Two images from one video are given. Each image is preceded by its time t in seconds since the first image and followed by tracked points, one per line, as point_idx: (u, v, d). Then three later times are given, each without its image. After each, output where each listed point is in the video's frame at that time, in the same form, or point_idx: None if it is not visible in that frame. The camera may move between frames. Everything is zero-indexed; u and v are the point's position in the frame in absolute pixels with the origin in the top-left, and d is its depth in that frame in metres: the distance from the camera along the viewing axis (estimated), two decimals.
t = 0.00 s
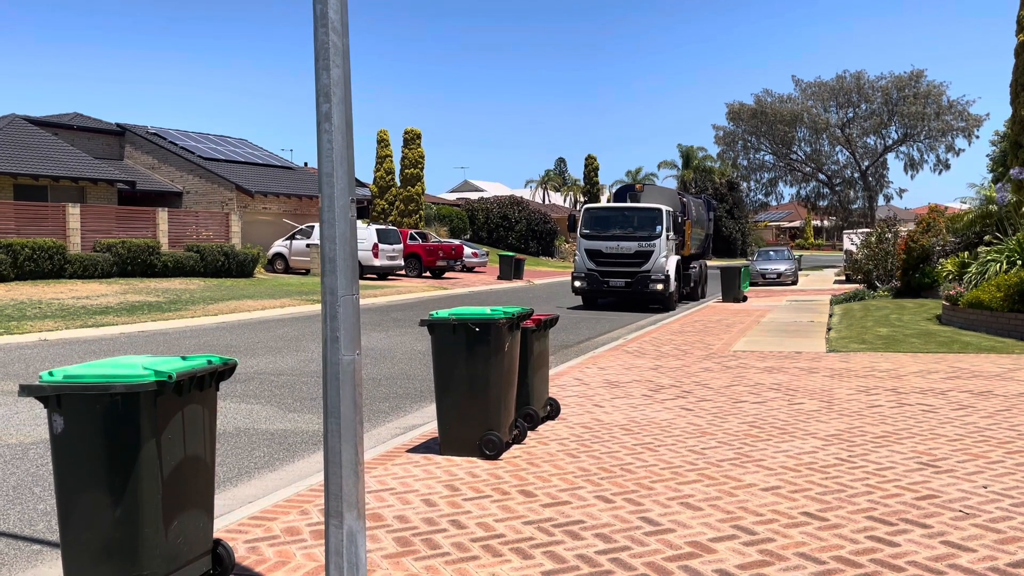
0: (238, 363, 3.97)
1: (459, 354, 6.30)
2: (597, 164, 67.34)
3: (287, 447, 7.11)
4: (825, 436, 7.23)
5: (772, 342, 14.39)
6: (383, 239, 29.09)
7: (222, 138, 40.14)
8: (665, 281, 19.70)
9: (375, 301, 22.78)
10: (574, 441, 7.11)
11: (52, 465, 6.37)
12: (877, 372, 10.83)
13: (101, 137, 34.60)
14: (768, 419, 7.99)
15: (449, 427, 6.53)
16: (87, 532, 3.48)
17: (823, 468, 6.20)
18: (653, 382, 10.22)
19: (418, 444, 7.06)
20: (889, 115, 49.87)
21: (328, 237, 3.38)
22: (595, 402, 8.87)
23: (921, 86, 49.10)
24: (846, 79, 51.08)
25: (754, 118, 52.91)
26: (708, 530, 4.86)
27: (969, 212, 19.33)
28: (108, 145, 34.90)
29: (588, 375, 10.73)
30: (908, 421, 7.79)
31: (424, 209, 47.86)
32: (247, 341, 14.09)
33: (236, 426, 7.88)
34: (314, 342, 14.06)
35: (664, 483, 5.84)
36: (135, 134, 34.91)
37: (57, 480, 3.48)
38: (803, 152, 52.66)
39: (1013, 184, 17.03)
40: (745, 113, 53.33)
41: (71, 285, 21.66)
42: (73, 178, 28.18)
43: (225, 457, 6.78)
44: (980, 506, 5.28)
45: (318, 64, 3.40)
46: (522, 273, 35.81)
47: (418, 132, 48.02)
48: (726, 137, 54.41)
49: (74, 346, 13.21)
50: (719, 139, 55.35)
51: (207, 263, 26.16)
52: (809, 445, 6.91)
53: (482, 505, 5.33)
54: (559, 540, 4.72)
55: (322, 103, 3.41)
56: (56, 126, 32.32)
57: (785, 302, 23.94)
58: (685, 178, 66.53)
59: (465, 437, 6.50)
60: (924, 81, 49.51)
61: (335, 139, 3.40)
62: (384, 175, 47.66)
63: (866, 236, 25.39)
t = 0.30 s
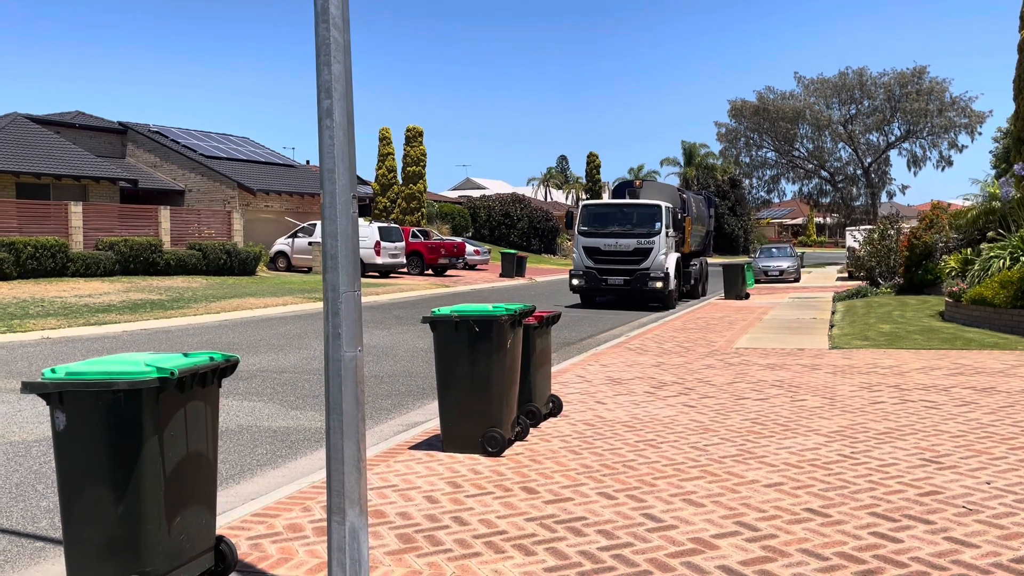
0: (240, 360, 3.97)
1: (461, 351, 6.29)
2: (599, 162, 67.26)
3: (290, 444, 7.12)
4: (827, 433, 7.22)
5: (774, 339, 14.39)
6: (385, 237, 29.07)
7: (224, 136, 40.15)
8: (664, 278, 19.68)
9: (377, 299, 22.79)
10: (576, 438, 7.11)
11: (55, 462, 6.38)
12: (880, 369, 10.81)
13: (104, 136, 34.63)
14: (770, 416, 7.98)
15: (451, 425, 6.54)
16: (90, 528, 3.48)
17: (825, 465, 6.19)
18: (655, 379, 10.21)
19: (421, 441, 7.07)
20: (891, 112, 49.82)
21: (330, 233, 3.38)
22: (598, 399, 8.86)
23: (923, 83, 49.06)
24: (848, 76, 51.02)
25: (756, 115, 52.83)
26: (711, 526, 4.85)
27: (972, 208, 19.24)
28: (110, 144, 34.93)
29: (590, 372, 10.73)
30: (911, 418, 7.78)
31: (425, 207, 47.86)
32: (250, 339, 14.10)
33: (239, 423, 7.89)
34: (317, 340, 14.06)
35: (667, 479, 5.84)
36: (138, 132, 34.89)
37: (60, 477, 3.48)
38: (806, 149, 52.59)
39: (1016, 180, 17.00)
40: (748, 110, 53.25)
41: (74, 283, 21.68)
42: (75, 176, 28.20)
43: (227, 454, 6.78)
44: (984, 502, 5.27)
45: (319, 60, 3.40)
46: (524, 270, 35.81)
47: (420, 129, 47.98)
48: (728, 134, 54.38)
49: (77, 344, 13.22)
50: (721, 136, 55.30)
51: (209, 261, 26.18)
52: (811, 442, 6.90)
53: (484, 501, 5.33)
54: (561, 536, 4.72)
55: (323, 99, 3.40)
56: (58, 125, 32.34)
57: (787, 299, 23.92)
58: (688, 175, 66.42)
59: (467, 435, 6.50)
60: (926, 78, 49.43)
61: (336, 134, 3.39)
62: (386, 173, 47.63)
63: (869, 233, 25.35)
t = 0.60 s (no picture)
0: (243, 357, 3.98)
1: (464, 348, 6.30)
2: (602, 158, 67.24)
3: (293, 441, 7.13)
4: (830, 430, 7.21)
5: (777, 335, 14.37)
6: (388, 234, 29.09)
7: (227, 134, 40.17)
8: (663, 276, 19.67)
9: (380, 296, 22.81)
10: (579, 435, 7.11)
11: (60, 460, 6.40)
12: (883, 366, 10.81)
13: (107, 134, 34.68)
14: (773, 413, 7.98)
15: (454, 422, 6.54)
16: (93, 523, 3.50)
17: (828, 461, 6.19)
18: (658, 376, 10.21)
19: (424, 438, 7.08)
20: (895, 108, 49.74)
21: (332, 231, 3.38)
22: (600, 396, 8.87)
23: (927, 79, 48.99)
24: (852, 71, 50.92)
25: (759, 111, 52.75)
26: (713, 523, 4.86)
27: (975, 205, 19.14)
28: (113, 141, 34.96)
29: (593, 369, 10.73)
30: (914, 414, 7.78)
31: (428, 204, 47.82)
32: (254, 336, 14.13)
33: (243, 420, 7.91)
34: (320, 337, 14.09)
35: (669, 476, 5.84)
36: (141, 130, 34.91)
37: (63, 474, 3.49)
38: (809, 146, 52.48)
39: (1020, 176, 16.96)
40: (751, 106, 53.16)
41: (78, 281, 21.72)
42: (79, 174, 28.22)
43: (231, 451, 6.80)
44: (987, 499, 5.27)
45: (321, 58, 3.40)
46: (527, 267, 35.82)
47: (423, 126, 47.97)
48: (731, 130, 54.26)
49: (81, 341, 13.24)
50: (724, 133, 55.20)
51: (213, 259, 26.23)
52: (814, 438, 6.90)
53: (487, 498, 5.34)
54: (564, 533, 4.72)
55: (325, 96, 3.41)
56: (61, 123, 32.39)
57: (790, 296, 23.90)
58: (691, 172, 66.33)
59: (469, 431, 6.51)
60: (930, 73, 49.35)
61: (338, 132, 3.39)
62: (388, 170, 47.63)
63: (872, 229, 25.32)
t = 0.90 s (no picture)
0: (248, 356, 3.98)
1: (468, 346, 6.30)
2: (607, 156, 67.18)
3: (299, 440, 7.14)
4: (836, 427, 7.20)
5: (783, 333, 14.34)
6: (393, 232, 29.11)
7: (232, 132, 40.22)
8: (662, 275, 19.61)
9: (385, 294, 22.83)
10: (583, 433, 7.11)
11: (66, 458, 6.42)
12: (889, 363, 10.77)
13: (112, 132, 34.75)
14: (779, 411, 7.96)
15: (459, 420, 6.54)
16: (99, 522, 3.51)
17: (834, 459, 6.17)
18: (663, 374, 10.20)
19: (429, 436, 7.08)
20: (901, 105, 49.53)
21: (337, 229, 3.38)
22: (605, 394, 8.86)
23: (933, 75, 48.79)
24: (858, 68, 50.71)
25: (765, 108, 52.60)
26: (718, 521, 4.85)
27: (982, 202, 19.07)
28: (119, 140, 35.03)
29: (598, 367, 10.72)
30: (920, 412, 7.75)
31: (434, 202, 47.86)
32: (258, 335, 14.15)
33: (248, 418, 7.92)
34: (325, 335, 14.10)
35: (674, 474, 5.83)
36: (146, 129, 34.97)
37: (69, 472, 3.50)
38: (814, 143, 52.35)
39: None
40: (756, 103, 53.02)
41: (83, 279, 21.77)
42: (84, 172, 28.28)
43: (236, 449, 6.81)
44: (993, 497, 5.25)
45: (325, 56, 3.40)
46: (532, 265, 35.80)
47: (427, 124, 47.96)
48: (736, 128, 54.15)
49: (87, 340, 13.28)
50: (729, 130, 55.07)
51: (218, 257, 26.28)
52: (820, 436, 6.88)
53: (492, 496, 5.34)
54: (569, 531, 4.72)
55: (329, 95, 3.40)
56: (67, 122, 32.46)
57: (796, 293, 23.85)
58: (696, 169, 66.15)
59: (474, 430, 6.51)
60: (936, 70, 49.15)
61: (342, 131, 3.40)
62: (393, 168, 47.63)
63: (878, 226, 25.25)
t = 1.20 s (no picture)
0: (253, 354, 3.97)
1: (473, 344, 6.30)
2: (612, 154, 67.17)
3: (303, 438, 7.15)
4: (842, 426, 7.18)
5: (788, 331, 14.32)
6: (397, 231, 29.12)
7: (237, 131, 40.28)
8: (661, 274, 18.68)
9: (389, 292, 22.84)
10: (588, 431, 7.10)
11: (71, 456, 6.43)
12: (895, 361, 10.74)
13: (118, 131, 34.82)
14: (784, 409, 7.94)
15: (465, 418, 6.53)
16: (104, 519, 3.51)
17: (839, 458, 6.15)
18: (668, 372, 10.19)
19: (434, 434, 7.08)
20: (907, 102, 49.43)
21: (341, 226, 3.37)
22: (610, 392, 8.84)
23: (940, 72, 48.64)
24: (864, 65, 50.57)
25: (770, 106, 52.50)
26: (723, 519, 4.84)
27: (989, 198, 19.02)
28: (124, 139, 35.09)
29: (603, 365, 10.71)
30: (927, 410, 7.73)
31: (438, 200, 47.87)
32: (263, 333, 14.17)
33: (253, 416, 7.93)
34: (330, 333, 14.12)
35: (679, 472, 5.82)
36: (151, 128, 35.04)
37: (75, 468, 3.51)
38: (820, 141, 52.27)
39: None
40: (762, 101, 52.91)
41: (89, 278, 21.83)
42: (90, 172, 28.36)
43: (241, 447, 6.82)
44: (999, 495, 5.23)
45: (329, 53, 3.39)
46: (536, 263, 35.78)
47: (432, 123, 47.96)
48: (741, 125, 54.11)
49: (93, 338, 13.32)
50: (735, 127, 54.99)
51: (223, 256, 26.34)
52: (825, 434, 6.86)
53: (496, 495, 5.33)
54: (574, 529, 4.71)
55: (333, 93, 3.40)
56: (73, 121, 32.55)
57: (801, 291, 23.79)
58: (701, 167, 65.96)
59: (480, 427, 6.51)
60: (943, 67, 49.00)
61: (347, 129, 3.39)
62: (398, 167, 47.61)
63: (884, 224, 25.17)
